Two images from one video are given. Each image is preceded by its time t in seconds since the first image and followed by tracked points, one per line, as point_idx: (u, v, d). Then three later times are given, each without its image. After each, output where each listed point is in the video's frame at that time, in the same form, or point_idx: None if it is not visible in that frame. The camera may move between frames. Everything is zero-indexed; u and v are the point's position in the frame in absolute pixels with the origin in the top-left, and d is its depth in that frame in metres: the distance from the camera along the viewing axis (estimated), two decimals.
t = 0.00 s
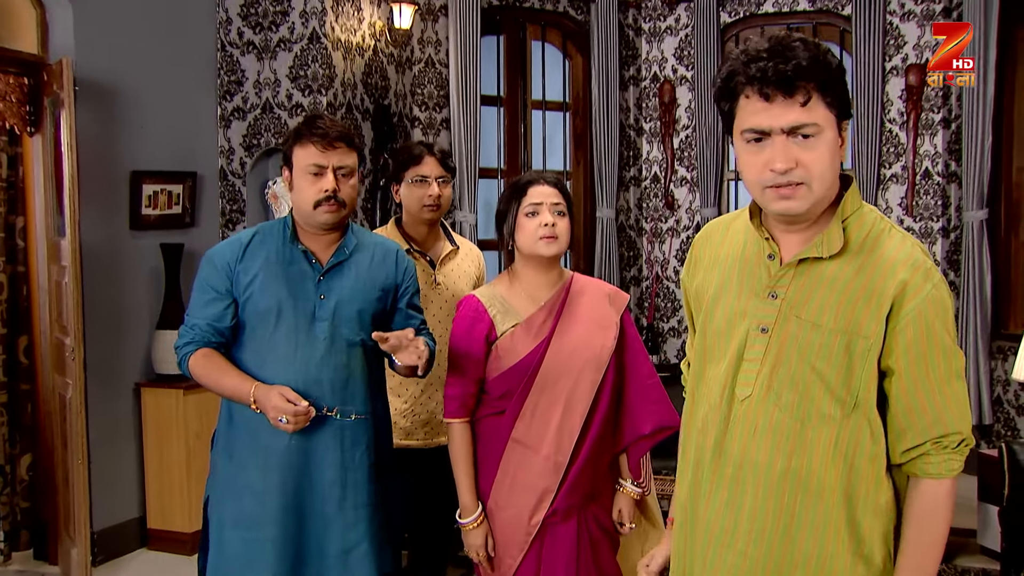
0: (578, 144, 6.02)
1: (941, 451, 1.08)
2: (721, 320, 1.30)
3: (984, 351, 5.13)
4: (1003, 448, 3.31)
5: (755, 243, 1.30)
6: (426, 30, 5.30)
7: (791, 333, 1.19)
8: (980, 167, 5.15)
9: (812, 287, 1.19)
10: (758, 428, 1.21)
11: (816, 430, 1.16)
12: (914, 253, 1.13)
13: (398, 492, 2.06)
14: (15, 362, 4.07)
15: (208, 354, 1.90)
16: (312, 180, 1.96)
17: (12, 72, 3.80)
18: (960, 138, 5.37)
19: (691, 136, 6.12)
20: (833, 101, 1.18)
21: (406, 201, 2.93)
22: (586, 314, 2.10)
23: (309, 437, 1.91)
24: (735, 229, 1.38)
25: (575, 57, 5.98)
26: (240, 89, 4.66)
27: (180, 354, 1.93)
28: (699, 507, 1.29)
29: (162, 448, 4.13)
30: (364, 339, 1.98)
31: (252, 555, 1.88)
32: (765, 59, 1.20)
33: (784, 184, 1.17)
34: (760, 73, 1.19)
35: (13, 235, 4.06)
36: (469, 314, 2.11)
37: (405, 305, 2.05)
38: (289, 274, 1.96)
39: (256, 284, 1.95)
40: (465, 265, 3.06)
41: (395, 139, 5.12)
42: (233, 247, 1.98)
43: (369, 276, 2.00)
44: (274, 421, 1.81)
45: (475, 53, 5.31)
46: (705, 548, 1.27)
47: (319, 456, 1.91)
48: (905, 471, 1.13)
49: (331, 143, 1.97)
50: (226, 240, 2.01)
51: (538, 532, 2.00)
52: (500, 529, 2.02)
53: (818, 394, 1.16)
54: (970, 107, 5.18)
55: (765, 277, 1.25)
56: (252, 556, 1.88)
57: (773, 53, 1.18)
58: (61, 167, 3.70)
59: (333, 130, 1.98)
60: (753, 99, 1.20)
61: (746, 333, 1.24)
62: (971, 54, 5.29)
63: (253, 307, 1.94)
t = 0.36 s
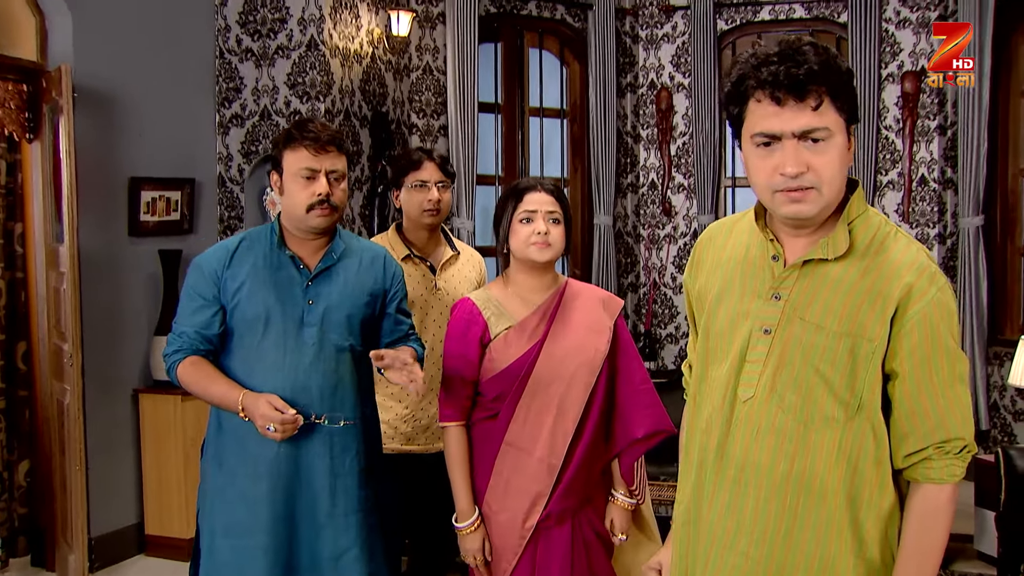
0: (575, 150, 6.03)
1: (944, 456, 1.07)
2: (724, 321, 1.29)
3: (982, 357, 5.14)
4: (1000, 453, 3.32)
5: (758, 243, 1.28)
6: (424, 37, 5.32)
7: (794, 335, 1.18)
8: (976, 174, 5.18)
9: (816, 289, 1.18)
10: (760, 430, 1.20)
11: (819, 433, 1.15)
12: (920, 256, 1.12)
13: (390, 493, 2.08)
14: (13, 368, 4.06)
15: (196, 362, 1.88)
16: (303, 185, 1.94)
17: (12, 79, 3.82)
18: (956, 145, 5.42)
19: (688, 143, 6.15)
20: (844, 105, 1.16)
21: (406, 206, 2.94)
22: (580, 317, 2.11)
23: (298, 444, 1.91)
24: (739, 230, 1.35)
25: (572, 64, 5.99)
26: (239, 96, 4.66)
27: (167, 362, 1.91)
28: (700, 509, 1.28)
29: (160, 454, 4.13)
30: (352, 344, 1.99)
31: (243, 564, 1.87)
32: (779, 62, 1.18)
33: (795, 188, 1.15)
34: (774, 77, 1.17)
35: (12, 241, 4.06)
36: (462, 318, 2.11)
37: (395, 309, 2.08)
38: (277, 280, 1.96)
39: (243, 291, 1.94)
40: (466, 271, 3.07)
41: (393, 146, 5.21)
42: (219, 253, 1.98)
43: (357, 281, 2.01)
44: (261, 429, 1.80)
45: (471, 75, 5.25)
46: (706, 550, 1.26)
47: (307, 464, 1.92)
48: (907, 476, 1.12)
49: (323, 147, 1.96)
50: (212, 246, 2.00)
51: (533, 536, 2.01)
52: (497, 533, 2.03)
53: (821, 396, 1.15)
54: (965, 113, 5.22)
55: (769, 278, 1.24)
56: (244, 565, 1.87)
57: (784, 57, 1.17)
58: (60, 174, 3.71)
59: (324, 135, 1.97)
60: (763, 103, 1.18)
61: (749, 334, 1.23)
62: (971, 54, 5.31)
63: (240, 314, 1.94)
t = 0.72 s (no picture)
0: (575, 156, 6.08)
1: (949, 458, 1.08)
2: (730, 321, 1.31)
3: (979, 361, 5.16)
4: (997, 456, 3.34)
5: (765, 245, 1.31)
6: (425, 44, 5.36)
7: (799, 336, 1.20)
8: (972, 179, 5.23)
9: (821, 291, 1.20)
10: (766, 430, 1.22)
11: (823, 432, 1.18)
12: (926, 259, 1.14)
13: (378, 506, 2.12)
14: (17, 372, 4.11)
15: (182, 369, 1.91)
16: (279, 188, 1.96)
17: (15, 86, 3.85)
18: (952, 151, 5.47)
19: (686, 149, 6.17)
20: (847, 107, 1.18)
21: (408, 211, 2.98)
22: (578, 317, 2.14)
23: (289, 450, 1.94)
24: (745, 231, 1.38)
25: (571, 71, 6.04)
26: (239, 102, 4.66)
27: (153, 369, 1.94)
28: (705, 506, 1.30)
29: (162, 457, 4.16)
30: (338, 350, 2.01)
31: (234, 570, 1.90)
32: (780, 64, 1.21)
33: (798, 189, 1.18)
34: (775, 79, 1.20)
35: (15, 246, 4.09)
36: (462, 318, 2.15)
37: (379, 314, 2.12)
38: (262, 286, 1.97)
39: (228, 299, 1.95)
40: (468, 274, 3.10)
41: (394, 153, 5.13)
42: (204, 259, 1.98)
43: (343, 287, 2.03)
44: (245, 440, 1.86)
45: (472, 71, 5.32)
46: (709, 547, 1.29)
47: (295, 471, 1.94)
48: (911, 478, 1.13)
49: (297, 151, 1.96)
50: (196, 251, 2.01)
51: (535, 535, 2.04)
52: (497, 534, 2.06)
53: (826, 396, 1.18)
54: (962, 119, 5.28)
55: (776, 279, 1.26)
56: (235, 570, 1.90)
57: (788, 60, 1.20)
58: (63, 179, 3.75)
59: (299, 137, 1.97)
60: (767, 104, 1.21)
61: (754, 334, 1.25)
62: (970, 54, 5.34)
63: (226, 321, 1.95)
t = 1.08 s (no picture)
0: (580, 159, 6.13)
1: (950, 451, 1.10)
2: (725, 319, 1.29)
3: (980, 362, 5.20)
4: (997, 455, 3.37)
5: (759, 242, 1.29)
6: (431, 48, 5.42)
7: (797, 333, 1.19)
8: (973, 181, 5.28)
9: (819, 288, 1.20)
10: (763, 428, 1.20)
11: (822, 429, 1.17)
12: (924, 257, 1.15)
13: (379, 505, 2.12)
14: (28, 372, 4.15)
15: (172, 373, 1.88)
16: (256, 187, 1.93)
17: (27, 89, 3.89)
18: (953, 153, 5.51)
19: (690, 151, 6.22)
20: (842, 103, 1.18)
21: (414, 212, 3.03)
22: (587, 316, 2.17)
23: (285, 450, 1.92)
24: (742, 229, 1.34)
25: (576, 75, 6.09)
26: (247, 105, 4.66)
27: (143, 375, 1.91)
28: (701, 506, 1.28)
29: (170, 457, 4.19)
30: (331, 347, 1.99)
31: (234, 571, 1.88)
32: (775, 60, 1.20)
33: (790, 184, 1.18)
34: (770, 76, 1.19)
35: (27, 248, 4.12)
36: (471, 312, 2.19)
37: (369, 309, 2.10)
38: (250, 287, 1.94)
39: (217, 301, 1.92)
40: (474, 274, 3.13)
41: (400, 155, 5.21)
42: (190, 263, 1.95)
43: (332, 283, 2.01)
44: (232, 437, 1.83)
45: (476, 76, 5.38)
46: (706, 547, 1.27)
47: (294, 471, 1.92)
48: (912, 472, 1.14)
49: (272, 150, 1.93)
50: (181, 256, 1.98)
51: (533, 529, 2.09)
52: (500, 520, 2.12)
53: (825, 393, 1.17)
54: (962, 122, 5.34)
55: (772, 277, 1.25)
56: (235, 571, 1.88)
57: (782, 55, 1.18)
58: (74, 182, 3.79)
59: (277, 137, 1.93)
60: (761, 100, 1.20)
61: (751, 332, 1.24)
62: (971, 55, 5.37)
63: (216, 323, 1.92)
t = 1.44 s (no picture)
0: (581, 162, 6.22)
1: (923, 436, 1.12)
2: (705, 312, 1.30)
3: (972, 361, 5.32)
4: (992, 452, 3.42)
5: (737, 236, 1.31)
6: (435, 53, 5.55)
7: (778, 321, 1.21)
8: (965, 183, 5.40)
9: (798, 276, 1.21)
10: (746, 417, 1.21)
11: (804, 416, 1.17)
12: (898, 243, 1.17)
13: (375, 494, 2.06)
14: (42, 370, 4.25)
15: (159, 373, 1.79)
16: (241, 189, 1.81)
17: (43, 95, 4.00)
18: (946, 156, 5.61)
19: (689, 154, 6.32)
20: (808, 101, 1.19)
21: (414, 211, 3.02)
22: (583, 312, 2.11)
23: (272, 453, 1.82)
24: (720, 225, 1.36)
25: (578, 80, 6.18)
26: (256, 109, 4.77)
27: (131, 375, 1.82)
28: (688, 499, 1.28)
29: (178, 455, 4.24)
30: (318, 346, 1.88)
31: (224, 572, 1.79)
32: (741, 58, 1.22)
33: (757, 179, 1.20)
34: (733, 73, 1.22)
35: (41, 249, 4.24)
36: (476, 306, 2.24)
37: (356, 305, 1.97)
38: (235, 286, 1.84)
39: (203, 300, 1.82)
40: (477, 273, 3.11)
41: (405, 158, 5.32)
42: (176, 262, 1.85)
43: (319, 279, 1.90)
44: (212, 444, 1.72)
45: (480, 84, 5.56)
46: (694, 540, 1.27)
47: (283, 469, 1.82)
48: (887, 458, 1.16)
49: (258, 151, 1.80)
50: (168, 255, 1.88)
51: (516, 518, 2.09)
52: (492, 506, 2.15)
53: (807, 380, 1.17)
54: (953, 125, 5.45)
55: (751, 268, 1.26)
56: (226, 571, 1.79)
57: (746, 54, 1.21)
58: (86, 184, 3.88)
59: (262, 137, 1.81)
60: (727, 99, 1.23)
61: (732, 324, 1.25)
62: (971, 54, 5.48)
63: (203, 323, 1.82)
